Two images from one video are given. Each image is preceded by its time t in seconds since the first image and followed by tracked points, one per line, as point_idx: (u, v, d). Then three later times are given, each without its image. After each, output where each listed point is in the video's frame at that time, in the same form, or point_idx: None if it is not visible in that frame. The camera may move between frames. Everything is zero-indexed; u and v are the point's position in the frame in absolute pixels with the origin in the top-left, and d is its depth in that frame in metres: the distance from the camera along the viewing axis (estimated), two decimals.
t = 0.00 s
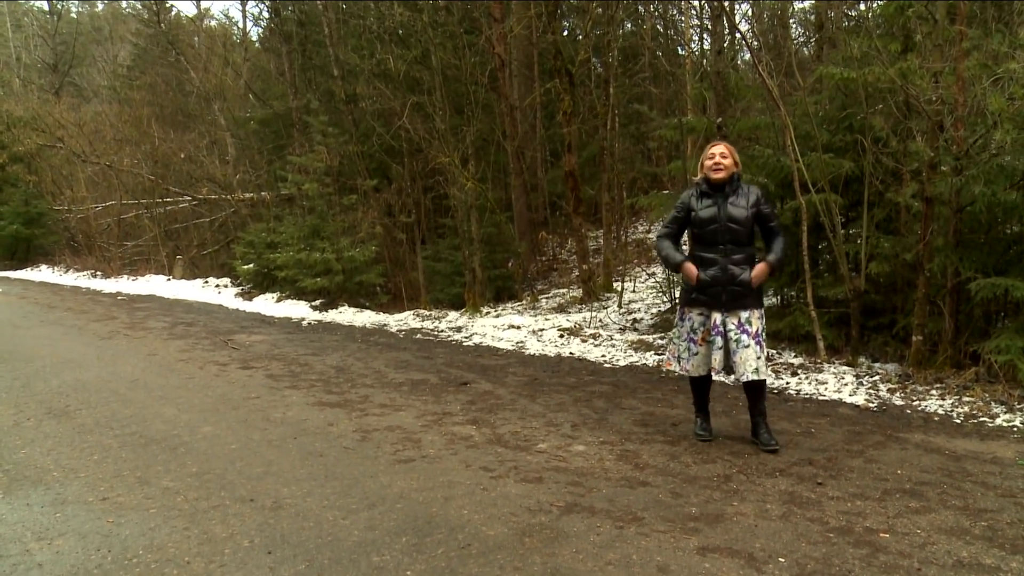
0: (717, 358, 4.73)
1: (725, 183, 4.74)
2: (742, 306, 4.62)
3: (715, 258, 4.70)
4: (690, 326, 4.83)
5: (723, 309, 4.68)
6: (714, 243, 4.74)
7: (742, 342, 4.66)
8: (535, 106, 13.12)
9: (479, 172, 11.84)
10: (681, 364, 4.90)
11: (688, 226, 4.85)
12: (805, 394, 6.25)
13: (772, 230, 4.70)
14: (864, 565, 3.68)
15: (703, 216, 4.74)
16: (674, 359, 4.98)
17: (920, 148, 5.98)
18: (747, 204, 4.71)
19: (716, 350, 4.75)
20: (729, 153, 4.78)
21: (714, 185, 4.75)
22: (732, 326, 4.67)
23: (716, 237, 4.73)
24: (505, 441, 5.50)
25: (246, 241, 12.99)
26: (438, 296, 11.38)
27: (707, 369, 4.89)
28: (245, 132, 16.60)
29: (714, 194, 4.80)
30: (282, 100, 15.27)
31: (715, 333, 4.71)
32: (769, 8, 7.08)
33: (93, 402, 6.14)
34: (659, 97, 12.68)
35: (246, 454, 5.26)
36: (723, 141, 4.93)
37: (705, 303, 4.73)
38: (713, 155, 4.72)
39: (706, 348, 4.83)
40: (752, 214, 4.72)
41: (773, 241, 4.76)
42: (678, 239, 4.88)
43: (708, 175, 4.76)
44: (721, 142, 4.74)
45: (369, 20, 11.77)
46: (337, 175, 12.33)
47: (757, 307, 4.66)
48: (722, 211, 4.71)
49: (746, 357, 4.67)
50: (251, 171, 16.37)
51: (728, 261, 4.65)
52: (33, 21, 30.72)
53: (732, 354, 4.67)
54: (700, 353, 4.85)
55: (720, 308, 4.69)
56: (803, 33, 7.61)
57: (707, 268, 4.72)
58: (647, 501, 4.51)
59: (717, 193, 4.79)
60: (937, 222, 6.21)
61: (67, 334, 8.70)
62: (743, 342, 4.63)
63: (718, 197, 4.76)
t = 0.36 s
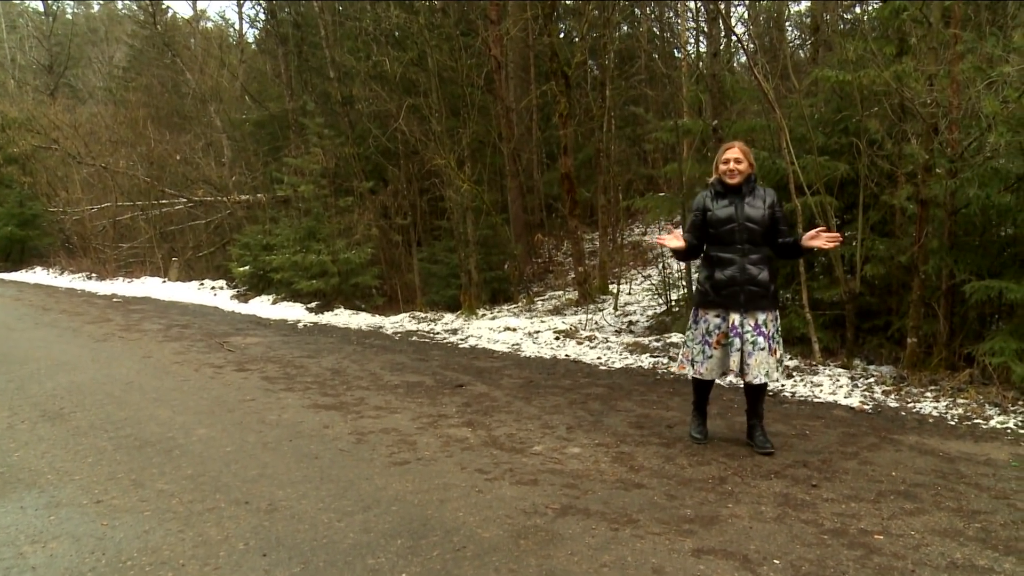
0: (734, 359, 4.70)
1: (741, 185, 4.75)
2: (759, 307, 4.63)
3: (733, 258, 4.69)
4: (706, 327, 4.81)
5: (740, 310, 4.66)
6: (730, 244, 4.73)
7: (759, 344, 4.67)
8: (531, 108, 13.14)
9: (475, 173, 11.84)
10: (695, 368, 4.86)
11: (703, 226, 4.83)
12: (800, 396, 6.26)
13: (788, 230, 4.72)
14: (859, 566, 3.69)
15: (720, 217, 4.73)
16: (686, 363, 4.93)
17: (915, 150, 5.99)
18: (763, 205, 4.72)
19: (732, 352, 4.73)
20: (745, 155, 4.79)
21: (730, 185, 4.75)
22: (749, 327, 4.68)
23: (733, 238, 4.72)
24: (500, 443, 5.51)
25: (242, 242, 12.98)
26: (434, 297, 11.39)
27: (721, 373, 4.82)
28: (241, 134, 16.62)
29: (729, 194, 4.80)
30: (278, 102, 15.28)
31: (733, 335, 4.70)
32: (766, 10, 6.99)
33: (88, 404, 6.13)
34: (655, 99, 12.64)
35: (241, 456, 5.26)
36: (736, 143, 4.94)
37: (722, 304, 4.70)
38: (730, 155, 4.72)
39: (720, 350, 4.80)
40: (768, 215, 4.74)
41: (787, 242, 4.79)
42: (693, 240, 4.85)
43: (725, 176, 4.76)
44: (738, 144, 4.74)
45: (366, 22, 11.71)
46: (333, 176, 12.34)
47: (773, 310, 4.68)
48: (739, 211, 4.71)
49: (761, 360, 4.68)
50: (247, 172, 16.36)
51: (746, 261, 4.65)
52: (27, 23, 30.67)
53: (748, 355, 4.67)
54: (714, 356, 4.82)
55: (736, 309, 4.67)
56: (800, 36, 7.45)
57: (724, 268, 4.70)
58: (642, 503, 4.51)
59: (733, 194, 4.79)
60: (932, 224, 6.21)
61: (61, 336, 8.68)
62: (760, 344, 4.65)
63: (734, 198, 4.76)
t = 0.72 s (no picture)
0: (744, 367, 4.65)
1: (747, 189, 4.69)
2: (767, 313, 4.63)
3: (741, 264, 4.65)
4: (714, 335, 4.71)
5: (749, 316, 4.64)
6: (737, 250, 4.68)
7: (768, 350, 4.65)
8: (518, 111, 13.16)
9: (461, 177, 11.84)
10: (703, 377, 4.76)
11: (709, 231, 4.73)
12: (785, 399, 6.29)
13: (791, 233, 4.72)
14: (843, 568, 3.72)
15: (728, 222, 4.65)
16: (694, 373, 4.83)
17: (899, 155, 6.00)
18: (769, 210, 4.69)
19: (741, 360, 4.68)
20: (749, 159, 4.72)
21: (736, 190, 4.68)
22: (758, 333, 4.65)
23: (740, 243, 4.67)
24: (486, 447, 5.51)
25: (228, 246, 12.92)
26: (420, 301, 11.39)
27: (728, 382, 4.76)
28: (227, 138, 16.59)
29: (734, 199, 4.73)
30: (264, 105, 15.27)
31: (743, 341, 4.64)
32: (750, 15, 6.96)
33: (72, 409, 6.10)
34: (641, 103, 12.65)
35: (226, 461, 5.24)
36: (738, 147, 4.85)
37: (731, 311, 4.66)
38: (736, 161, 4.63)
39: (730, 357, 4.71)
40: (772, 220, 4.72)
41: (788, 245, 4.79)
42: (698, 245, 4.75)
43: (730, 181, 4.67)
44: (743, 148, 4.67)
45: (352, 25, 11.76)
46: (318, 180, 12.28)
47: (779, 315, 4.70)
48: (747, 217, 4.66)
49: (770, 366, 4.67)
50: (232, 176, 16.31)
51: (754, 267, 4.63)
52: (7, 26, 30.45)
53: (759, 362, 4.63)
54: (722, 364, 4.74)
55: (744, 316, 4.65)
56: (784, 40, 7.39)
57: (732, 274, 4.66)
58: (627, 506, 4.53)
59: (738, 199, 4.72)
60: (915, 228, 6.22)
61: (45, 340, 8.62)
62: (769, 350, 4.63)
63: (740, 203, 4.70)
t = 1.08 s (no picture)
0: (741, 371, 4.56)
1: (735, 195, 4.61)
2: (754, 319, 4.55)
3: (728, 270, 4.56)
4: (712, 336, 4.55)
5: (737, 322, 4.55)
6: (725, 256, 4.59)
7: (756, 355, 4.60)
8: (497, 115, 13.20)
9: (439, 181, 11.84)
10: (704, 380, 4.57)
11: (696, 237, 4.63)
12: (762, 403, 6.33)
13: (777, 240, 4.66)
14: (818, 570, 3.74)
15: (716, 228, 4.56)
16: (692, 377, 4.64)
17: (873, 160, 6.05)
18: (756, 217, 4.62)
19: (739, 362, 4.56)
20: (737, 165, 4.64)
21: (723, 196, 4.60)
22: (747, 339, 4.59)
23: (727, 250, 4.58)
24: (463, 452, 5.51)
25: (204, 250, 12.83)
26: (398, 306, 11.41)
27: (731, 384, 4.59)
28: (204, 141, 16.54)
29: (722, 205, 4.65)
30: (241, 109, 15.24)
31: (738, 344, 4.55)
32: (728, 21, 7.09)
33: (46, 416, 6.04)
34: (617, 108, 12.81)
35: (202, 467, 5.21)
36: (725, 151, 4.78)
37: (718, 317, 4.55)
38: (726, 166, 4.55)
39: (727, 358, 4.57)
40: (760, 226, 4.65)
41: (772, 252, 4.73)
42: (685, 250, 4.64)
43: (718, 186, 4.59)
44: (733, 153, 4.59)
45: (329, 29, 11.68)
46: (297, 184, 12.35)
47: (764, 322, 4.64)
48: (735, 223, 4.57)
49: (758, 372, 4.63)
50: (209, 181, 16.24)
51: (741, 274, 4.54)
52: None
53: (749, 368, 4.59)
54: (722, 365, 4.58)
55: (732, 322, 4.55)
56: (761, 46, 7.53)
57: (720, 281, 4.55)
58: (604, 510, 4.54)
59: (725, 205, 4.64)
60: (890, 232, 6.31)
61: (19, 347, 8.53)
62: (758, 357, 4.60)
63: (728, 209, 4.62)
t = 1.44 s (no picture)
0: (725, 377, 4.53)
1: (716, 200, 4.56)
2: (737, 325, 4.51)
3: (711, 276, 4.51)
4: (694, 343, 4.53)
5: (721, 329, 4.50)
6: (708, 261, 4.53)
7: (739, 362, 4.59)
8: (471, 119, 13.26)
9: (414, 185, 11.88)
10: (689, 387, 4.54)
11: (678, 242, 4.57)
12: (736, 404, 6.37)
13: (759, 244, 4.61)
14: (791, 570, 3.77)
15: (698, 233, 4.50)
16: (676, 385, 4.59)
17: (845, 164, 6.06)
18: (739, 221, 4.57)
19: (722, 368, 4.54)
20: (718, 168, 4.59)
21: (705, 200, 4.54)
22: (730, 345, 4.56)
23: (710, 255, 4.52)
24: (438, 455, 5.50)
25: (178, 254, 12.72)
26: (373, 310, 11.43)
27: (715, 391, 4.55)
28: (177, 145, 16.45)
29: (703, 209, 4.59)
30: (214, 112, 15.20)
31: (721, 351, 4.52)
32: (703, 25, 7.15)
33: (14, 423, 5.97)
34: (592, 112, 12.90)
35: (175, 472, 5.17)
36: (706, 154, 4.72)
37: (702, 324, 4.50)
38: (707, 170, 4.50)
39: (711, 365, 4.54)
40: (742, 230, 4.60)
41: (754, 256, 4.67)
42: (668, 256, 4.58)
43: (699, 190, 4.53)
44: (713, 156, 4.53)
45: (303, 32, 11.61)
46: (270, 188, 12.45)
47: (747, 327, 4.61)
48: (717, 227, 4.52)
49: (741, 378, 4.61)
50: (182, 184, 16.16)
51: (725, 279, 4.49)
52: None
53: (733, 373, 4.56)
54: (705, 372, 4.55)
55: (715, 328, 4.50)
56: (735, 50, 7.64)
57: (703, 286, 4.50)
58: (579, 512, 4.55)
59: (707, 209, 4.58)
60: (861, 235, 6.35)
61: None
62: (741, 362, 4.58)
63: (710, 213, 4.56)
